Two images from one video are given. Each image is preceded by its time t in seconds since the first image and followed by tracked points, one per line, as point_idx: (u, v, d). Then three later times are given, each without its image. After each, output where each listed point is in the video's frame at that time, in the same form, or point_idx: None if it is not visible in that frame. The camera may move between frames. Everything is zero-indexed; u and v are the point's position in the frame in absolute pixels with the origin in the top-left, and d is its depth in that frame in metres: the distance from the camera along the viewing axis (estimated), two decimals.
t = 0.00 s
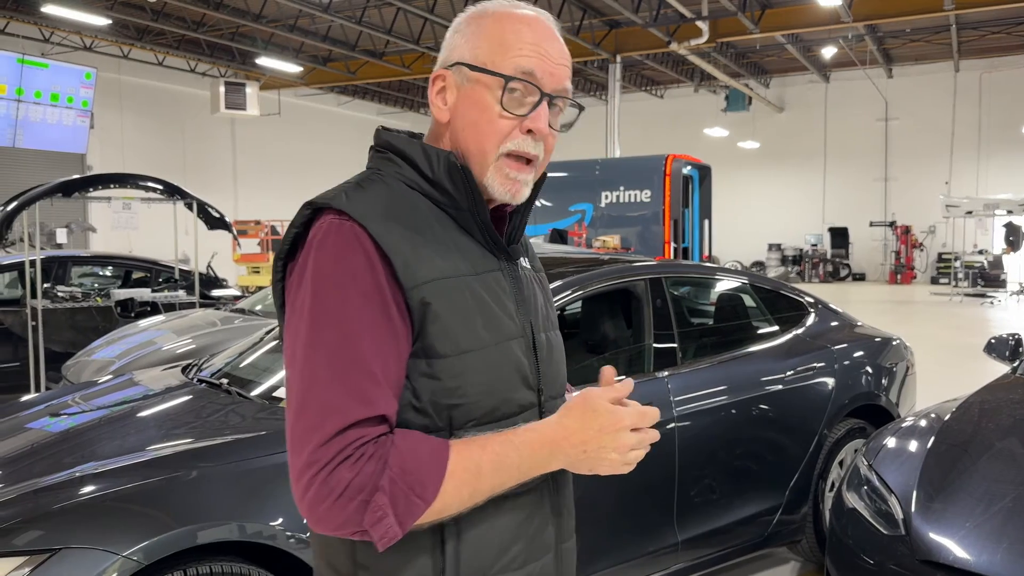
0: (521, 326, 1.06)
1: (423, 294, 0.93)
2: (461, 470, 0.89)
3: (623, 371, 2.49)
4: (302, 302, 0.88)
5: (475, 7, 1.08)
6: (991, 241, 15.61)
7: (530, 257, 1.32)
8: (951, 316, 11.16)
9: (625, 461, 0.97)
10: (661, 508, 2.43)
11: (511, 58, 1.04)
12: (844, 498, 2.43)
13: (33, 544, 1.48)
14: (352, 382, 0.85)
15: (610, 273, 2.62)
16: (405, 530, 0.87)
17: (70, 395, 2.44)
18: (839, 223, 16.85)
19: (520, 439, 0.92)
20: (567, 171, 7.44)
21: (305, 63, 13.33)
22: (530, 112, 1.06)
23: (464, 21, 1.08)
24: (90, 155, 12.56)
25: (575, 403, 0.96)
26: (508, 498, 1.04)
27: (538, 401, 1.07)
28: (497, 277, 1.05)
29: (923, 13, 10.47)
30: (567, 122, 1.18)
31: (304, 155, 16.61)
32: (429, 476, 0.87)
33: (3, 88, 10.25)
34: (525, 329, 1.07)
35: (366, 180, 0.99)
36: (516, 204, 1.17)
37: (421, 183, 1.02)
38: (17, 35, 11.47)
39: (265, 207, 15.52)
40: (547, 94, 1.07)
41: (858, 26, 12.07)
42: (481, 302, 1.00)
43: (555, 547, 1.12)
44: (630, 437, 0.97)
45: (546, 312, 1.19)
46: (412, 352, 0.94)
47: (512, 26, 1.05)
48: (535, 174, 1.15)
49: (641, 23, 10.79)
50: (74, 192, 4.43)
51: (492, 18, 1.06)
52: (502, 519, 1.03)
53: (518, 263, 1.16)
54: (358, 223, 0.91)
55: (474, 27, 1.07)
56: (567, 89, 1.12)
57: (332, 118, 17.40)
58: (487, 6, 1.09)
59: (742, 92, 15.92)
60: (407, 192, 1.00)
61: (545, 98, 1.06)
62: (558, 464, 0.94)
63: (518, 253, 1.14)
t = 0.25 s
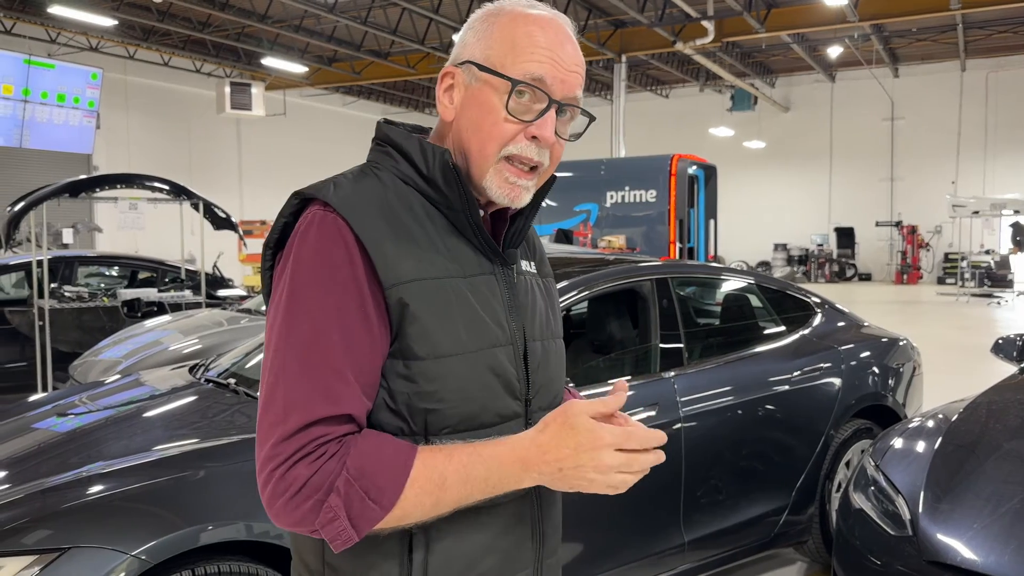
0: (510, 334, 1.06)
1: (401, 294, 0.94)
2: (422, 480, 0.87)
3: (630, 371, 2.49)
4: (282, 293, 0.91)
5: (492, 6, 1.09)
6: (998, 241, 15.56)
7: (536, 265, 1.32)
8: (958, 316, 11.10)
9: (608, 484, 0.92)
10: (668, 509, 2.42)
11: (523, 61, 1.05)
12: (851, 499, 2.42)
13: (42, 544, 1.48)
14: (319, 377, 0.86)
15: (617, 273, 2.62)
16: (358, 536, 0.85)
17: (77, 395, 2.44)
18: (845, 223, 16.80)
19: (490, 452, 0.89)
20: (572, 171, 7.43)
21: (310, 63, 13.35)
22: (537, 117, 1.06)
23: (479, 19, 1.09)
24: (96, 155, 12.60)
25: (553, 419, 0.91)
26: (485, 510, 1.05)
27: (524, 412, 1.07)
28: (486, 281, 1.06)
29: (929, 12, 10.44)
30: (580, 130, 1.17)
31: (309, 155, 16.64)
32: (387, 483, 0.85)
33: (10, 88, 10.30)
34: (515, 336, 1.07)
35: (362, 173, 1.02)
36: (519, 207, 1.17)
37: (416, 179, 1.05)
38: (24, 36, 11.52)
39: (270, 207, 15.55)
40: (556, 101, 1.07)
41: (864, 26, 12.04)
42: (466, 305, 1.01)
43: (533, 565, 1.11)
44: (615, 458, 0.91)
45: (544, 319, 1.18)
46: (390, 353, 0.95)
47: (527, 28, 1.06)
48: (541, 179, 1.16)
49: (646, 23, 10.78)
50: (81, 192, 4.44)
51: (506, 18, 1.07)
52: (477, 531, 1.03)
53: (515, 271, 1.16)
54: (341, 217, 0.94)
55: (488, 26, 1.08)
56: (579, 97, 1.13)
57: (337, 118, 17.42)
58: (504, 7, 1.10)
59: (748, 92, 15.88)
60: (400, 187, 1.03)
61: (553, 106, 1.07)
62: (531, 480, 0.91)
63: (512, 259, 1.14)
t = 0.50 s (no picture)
0: (517, 330, 1.07)
1: (408, 287, 0.95)
2: (433, 468, 0.89)
3: (635, 371, 2.48)
4: (294, 284, 0.92)
5: (502, 10, 1.10)
6: (1003, 241, 15.51)
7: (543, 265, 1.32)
8: (963, 316, 11.06)
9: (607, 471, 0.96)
10: (673, 509, 2.42)
11: (532, 64, 1.07)
12: (857, 499, 2.41)
13: (50, 543, 1.48)
14: (330, 366, 0.87)
15: (622, 274, 2.61)
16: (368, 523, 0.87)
17: (83, 395, 2.45)
18: (849, 223, 16.75)
19: (500, 440, 0.93)
20: (576, 171, 7.43)
21: (314, 64, 13.36)
22: (545, 118, 1.08)
23: (489, 22, 1.10)
24: (100, 155, 12.63)
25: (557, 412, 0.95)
26: (488, 504, 1.05)
27: (531, 408, 1.08)
28: (494, 277, 1.07)
29: (934, 11, 10.40)
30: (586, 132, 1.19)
31: (313, 155, 16.65)
32: (398, 471, 0.87)
33: (15, 89, 10.34)
34: (521, 333, 1.07)
35: (372, 170, 1.04)
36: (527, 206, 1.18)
37: (426, 176, 1.07)
38: (29, 36, 11.55)
39: (274, 207, 15.57)
40: (563, 103, 1.08)
41: (869, 25, 12.00)
42: (473, 301, 1.02)
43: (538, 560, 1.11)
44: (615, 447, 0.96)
45: (550, 318, 1.18)
46: (397, 345, 0.96)
47: (536, 32, 1.07)
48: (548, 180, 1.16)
49: (650, 23, 10.78)
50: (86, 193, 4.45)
51: (517, 22, 1.08)
52: (481, 523, 1.04)
53: (523, 267, 1.17)
54: (352, 210, 0.95)
55: (498, 30, 1.09)
56: (586, 100, 1.14)
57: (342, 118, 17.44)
58: (513, 11, 1.12)
59: (752, 91, 15.84)
60: (410, 184, 1.05)
61: (561, 107, 1.08)
62: (537, 469, 0.95)
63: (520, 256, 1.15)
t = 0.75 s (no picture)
0: (525, 327, 1.07)
1: (419, 283, 0.95)
2: (447, 457, 0.90)
3: (640, 370, 2.48)
4: (308, 281, 0.92)
5: (516, 14, 1.11)
6: (1008, 239, 15.46)
7: (550, 266, 1.32)
8: (967, 315, 11.04)
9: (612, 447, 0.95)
10: (678, 508, 2.42)
11: (545, 67, 1.07)
12: (862, 499, 2.40)
13: (56, 543, 1.48)
14: (345, 360, 0.88)
15: (627, 273, 2.61)
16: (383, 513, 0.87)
17: (89, 395, 2.45)
18: (853, 222, 16.70)
19: (508, 428, 0.93)
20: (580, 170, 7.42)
21: (318, 63, 13.37)
22: (556, 120, 1.08)
23: (503, 26, 1.11)
24: (105, 155, 12.66)
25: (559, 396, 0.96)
26: (493, 498, 1.05)
27: (539, 405, 1.07)
28: (504, 275, 1.07)
29: (939, 10, 10.37)
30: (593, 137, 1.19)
31: (317, 155, 16.67)
32: (414, 461, 0.88)
33: (20, 89, 10.37)
34: (529, 330, 1.07)
35: (384, 169, 1.04)
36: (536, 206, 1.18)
37: (437, 175, 1.07)
38: (33, 37, 11.59)
39: (278, 207, 15.59)
40: (576, 106, 1.09)
41: (873, 23, 11.97)
42: (483, 297, 1.02)
43: (545, 556, 1.11)
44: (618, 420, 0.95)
45: (556, 317, 1.18)
46: (409, 342, 0.97)
47: (549, 36, 1.08)
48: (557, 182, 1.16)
49: (654, 22, 10.76)
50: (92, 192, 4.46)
51: (531, 26, 1.08)
52: (488, 515, 1.04)
53: (531, 265, 1.17)
54: (365, 207, 0.95)
55: (511, 34, 1.09)
56: (596, 104, 1.14)
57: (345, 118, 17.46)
58: (526, 16, 1.12)
59: (756, 90, 15.81)
60: (421, 183, 1.05)
61: (572, 110, 1.09)
62: (545, 455, 0.95)
63: (528, 255, 1.15)
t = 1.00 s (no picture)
0: (525, 325, 1.06)
1: (420, 283, 0.95)
2: (454, 456, 0.89)
3: (644, 370, 2.47)
4: (309, 284, 0.91)
5: (514, 15, 1.10)
6: (1012, 238, 15.42)
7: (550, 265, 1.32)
8: (971, 313, 11.02)
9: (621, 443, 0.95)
10: (683, 508, 2.41)
11: (543, 67, 1.06)
12: (869, 499, 2.38)
13: (61, 544, 1.48)
14: (348, 362, 0.87)
15: (631, 273, 2.60)
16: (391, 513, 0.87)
17: (93, 395, 2.45)
18: (857, 220, 16.66)
19: (512, 427, 0.93)
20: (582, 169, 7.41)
21: (320, 63, 13.38)
22: (555, 120, 1.07)
23: (502, 27, 1.10)
24: (108, 155, 12.68)
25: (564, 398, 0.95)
26: (497, 495, 1.05)
27: (540, 403, 1.07)
28: (504, 274, 1.06)
29: (943, 8, 10.33)
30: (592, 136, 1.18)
31: (321, 154, 16.67)
32: (421, 460, 0.87)
33: (24, 89, 10.39)
34: (531, 329, 1.07)
35: (383, 171, 1.03)
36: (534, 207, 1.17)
37: (436, 176, 1.06)
38: (37, 37, 11.61)
39: (281, 207, 15.61)
40: (575, 106, 1.08)
41: (877, 22, 11.94)
42: (483, 298, 1.01)
43: (550, 552, 1.10)
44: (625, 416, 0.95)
45: (557, 316, 1.18)
46: (411, 342, 0.96)
47: (548, 37, 1.07)
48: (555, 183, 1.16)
49: (657, 20, 10.75)
50: (95, 192, 4.46)
51: (529, 27, 1.08)
52: (494, 513, 1.03)
53: (530, 265, 1.16)
54: (365, 208, 0.95)
55: (510, 34, 1.08)
56: (594, 104, 1.14)
57: (349, 117, 17.46)
58: (524, 17, 1.11)
59: (759, 88, 15.77)
60: (420, 184, 1.04)
61: (571, 110, 1.08)
62: (551, 452, 0.94)
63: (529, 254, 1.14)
